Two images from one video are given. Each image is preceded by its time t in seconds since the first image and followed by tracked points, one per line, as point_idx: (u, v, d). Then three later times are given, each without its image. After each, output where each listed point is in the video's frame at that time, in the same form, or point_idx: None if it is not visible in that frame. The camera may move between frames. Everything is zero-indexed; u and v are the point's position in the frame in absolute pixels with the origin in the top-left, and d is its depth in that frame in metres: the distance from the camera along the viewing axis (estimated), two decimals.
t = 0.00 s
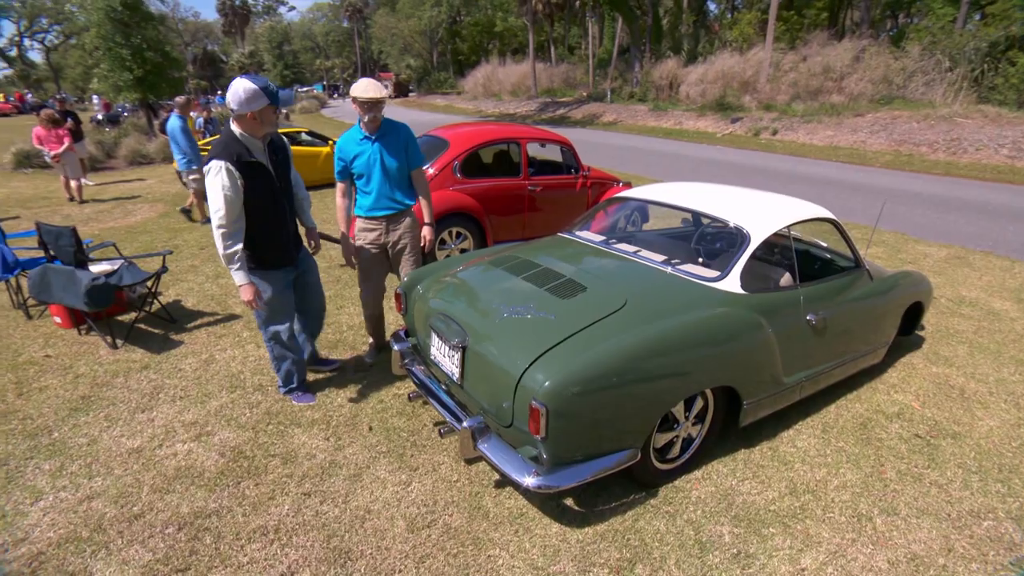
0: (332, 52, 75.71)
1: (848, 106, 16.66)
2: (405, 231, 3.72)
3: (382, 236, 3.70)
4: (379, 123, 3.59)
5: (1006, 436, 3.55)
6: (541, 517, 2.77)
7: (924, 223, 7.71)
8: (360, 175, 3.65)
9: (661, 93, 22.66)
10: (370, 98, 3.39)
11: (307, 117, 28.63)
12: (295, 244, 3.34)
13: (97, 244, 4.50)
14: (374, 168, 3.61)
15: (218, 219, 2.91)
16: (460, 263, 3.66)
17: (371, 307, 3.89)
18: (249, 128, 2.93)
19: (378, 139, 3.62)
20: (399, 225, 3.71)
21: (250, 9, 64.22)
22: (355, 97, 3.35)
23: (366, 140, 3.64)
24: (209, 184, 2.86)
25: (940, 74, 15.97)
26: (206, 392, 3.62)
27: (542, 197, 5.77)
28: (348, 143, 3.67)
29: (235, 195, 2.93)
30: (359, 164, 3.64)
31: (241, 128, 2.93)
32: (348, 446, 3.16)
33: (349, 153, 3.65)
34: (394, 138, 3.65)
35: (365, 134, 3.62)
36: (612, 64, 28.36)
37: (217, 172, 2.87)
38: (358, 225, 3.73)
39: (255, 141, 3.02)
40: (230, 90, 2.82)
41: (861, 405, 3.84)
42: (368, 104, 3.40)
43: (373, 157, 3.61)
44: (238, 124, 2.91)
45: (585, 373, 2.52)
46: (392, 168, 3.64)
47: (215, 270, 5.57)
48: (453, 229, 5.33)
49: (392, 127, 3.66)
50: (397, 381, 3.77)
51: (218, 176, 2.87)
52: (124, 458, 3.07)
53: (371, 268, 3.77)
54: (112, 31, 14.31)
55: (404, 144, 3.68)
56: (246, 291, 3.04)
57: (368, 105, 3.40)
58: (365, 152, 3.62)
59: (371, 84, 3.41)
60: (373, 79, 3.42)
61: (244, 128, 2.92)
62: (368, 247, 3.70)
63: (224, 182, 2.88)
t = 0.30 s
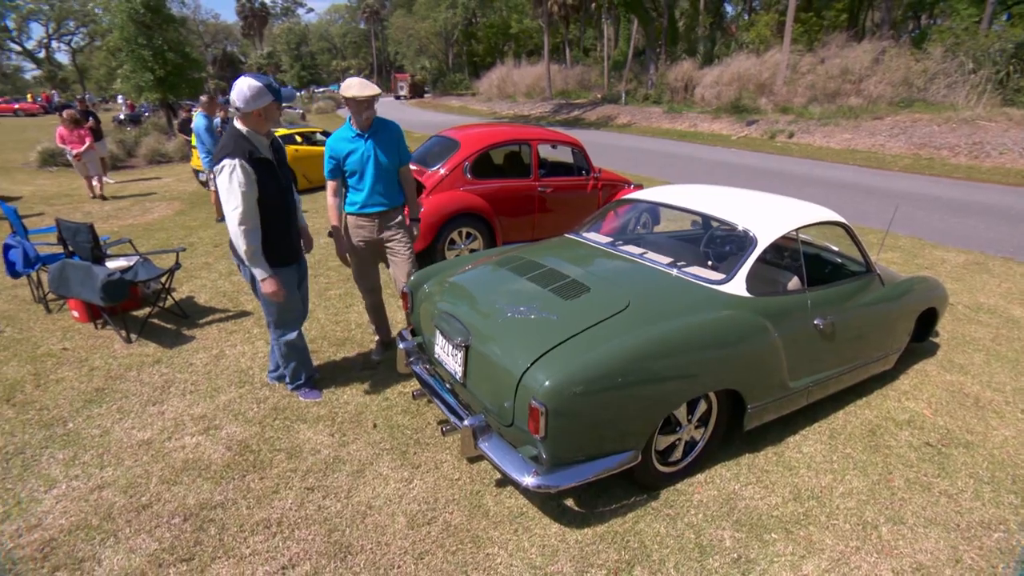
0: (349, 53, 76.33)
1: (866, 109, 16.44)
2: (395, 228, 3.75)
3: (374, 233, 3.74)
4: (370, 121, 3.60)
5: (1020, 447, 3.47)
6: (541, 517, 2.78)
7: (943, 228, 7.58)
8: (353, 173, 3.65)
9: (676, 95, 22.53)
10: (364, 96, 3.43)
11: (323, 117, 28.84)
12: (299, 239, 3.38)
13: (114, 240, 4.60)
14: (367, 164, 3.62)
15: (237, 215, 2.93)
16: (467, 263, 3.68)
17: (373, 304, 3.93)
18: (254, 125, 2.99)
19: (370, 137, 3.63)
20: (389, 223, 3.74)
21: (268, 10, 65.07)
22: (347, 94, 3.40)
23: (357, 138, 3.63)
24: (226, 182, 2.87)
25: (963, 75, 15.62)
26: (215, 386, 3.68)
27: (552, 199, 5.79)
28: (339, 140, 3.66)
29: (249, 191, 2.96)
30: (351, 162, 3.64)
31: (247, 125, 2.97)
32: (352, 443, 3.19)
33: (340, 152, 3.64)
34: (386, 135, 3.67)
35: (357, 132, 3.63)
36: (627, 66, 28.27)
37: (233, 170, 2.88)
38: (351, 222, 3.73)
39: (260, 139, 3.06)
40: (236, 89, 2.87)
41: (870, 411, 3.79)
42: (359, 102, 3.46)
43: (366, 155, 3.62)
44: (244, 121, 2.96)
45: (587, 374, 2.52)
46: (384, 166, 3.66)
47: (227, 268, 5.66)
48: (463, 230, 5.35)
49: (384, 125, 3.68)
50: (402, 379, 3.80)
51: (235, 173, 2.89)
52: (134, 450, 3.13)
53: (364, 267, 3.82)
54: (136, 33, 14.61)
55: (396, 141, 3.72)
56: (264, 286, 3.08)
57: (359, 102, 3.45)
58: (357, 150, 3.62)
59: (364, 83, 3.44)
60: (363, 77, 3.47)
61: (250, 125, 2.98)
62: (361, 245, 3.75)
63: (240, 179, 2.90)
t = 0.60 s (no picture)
0: (362, 53, 76.72)
1: (881, 111, 16.26)
2: (397, 227, 3.81)
3: (378, 232, 3.77)
4: (372, 121, 3.64)
5: None
6: (543, 516, 2.78)
7: (958, 232, 7.48)
8: (356, 173, 3.66)
9: (688, 96, 22.43)
10: (368, 96, 3.47)
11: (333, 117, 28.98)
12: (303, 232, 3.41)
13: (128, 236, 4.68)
14: (371, 164, 3.65)
15: (250, 203, 2.96)
16: (473, 262, 3.70)
17: (378, 303, 3.96)
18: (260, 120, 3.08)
19: (373, 137, 3.66)
20: (394, 223, 3.79)
21: (282, 11, 65.61)
22: (349, 95, 3.42)
23: (360, 138, 3.64)
24: (238, 170, 2.90)
25: (981, 77, 15.41)
26: (223, 382, 3.73)
27: (561, 199, 5.79)
28: (340, 141, 3.65)
29: (260, 180, 3.00)
30: (355, 161, 3.64)
31: (253, 118, 3.05)
32: (356, 440, 3.22)
33: (342, 151, 3.64)
34: (387, 135, 3.72)
35: (359, 132, 3.64)
36: (639, 67, 28.17)
37: (245, 158, 2.91)
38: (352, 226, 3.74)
39: (266, 132, 3.12)
40: (246, 86, 2.99)
41: (878, 416, 3.75)
42: (360, 103, 3.49)
43: (369, 155, 3.65)
44: (251, 114, 3.04)
45: (590, 373, 2.52)
46: (387, 164, 3.71)
47: (238, 265, 5.73)
48: (472, 230, 5.38)
49: (383, 126, 3.73)
50: (408, 378, 3.82)
51: (246, 161, 2.92)
52: (142, 443, 3.18)
53: (369, 267, 3.84)
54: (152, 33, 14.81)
55: (396, 141, 3.77)
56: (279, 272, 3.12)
57: (361, 103, 3.49)
58: (360, 150, 3.64)
59: (365, 83, 3.49)
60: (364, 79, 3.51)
61: (257, 118, 3.06)
62: (366, 245, 3.78)
63: (251, 167, 2.93)
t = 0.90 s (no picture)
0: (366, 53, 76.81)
1: (886, 109, 16.19)
2: (397, 226, 3.82)
3: (376, 232, 3.78)
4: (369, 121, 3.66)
5: None
6: (544, 515, 2.79)
7: (963, 230, 7.44)
8: (355, 173, 3.67)
9: (692, 95, 22.37)
10: (364, 97, 3.48)
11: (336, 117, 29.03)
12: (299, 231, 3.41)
13: (132, 236, 4.71)
14: (370, 164, 3.66)
15: (245, 195, 2.95)
16: (475, 261, 3.70)
17: (379, 301, 3.97)
18: (262, 117, 3.10)
19: (370, 137, 3.68)
20: (393, 222, 3.80)
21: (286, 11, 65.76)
22: (345, 96, 3.44)
23: (358, 138, 3.66)
24: (234, 163, 2.90)
25: (988, 75, 15.32)
26: (226, 380, 3.75)
27: (564, 198, 5.79)
28: (339, 141, 3.67)
29: (255, 174, 3.00)
30: (354, 161, 3.65)
31: (253, 117, 3.06)
32: (358, 438, 3.22)
33: (341, 152, 3.65)
34: (384, 135, 3.74)
35: (357, 132, 3.66)
36: (642, 66, 28.12)
37: (241, 151, 2.92)
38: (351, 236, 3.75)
39: (265, 131, 3.13)
40: (252, 87, 3.02)
41: (882, 415, 3.74)
42: (356, 104, 3.51)
43: (368, 155, 3.66)
44: (251, 113, 3.06)
45: (591, 372, 2.52)
46: (385, 164, 3.72)
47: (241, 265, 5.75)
48: (474, 229, 5.39)
49: (380, 126, 3.76)
50: (410, 376, 3.83)
51: (243, 154, 2.92)
52: (146, 441, 3.19)
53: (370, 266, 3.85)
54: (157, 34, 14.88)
55: (394, 140, 3.80)
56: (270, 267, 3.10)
57: (356, 104, 3.50)
58: (358, 149, 3.65)
59: (361, 84, 3.50)
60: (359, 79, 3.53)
61: (257, 118, 3.08)
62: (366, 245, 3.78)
63: (247, 161, 2.94)
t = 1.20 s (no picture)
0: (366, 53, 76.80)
1: (888, 108, 16.16)
2: (396, 224, 3.79)
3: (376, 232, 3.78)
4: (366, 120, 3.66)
5: None
6: (545, 514, 2.79)
7: (964, 229, 7.43)
8: (354, 172, 3.68)
9: (693, 94, 22.34)
10: (358, 96, 3.48)
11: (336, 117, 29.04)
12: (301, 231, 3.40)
13: (132, 236, 4.71)
14: (367, 163, 3.67)
15: (244, 197, 2.94)
16: (475, 260, 3.70)
17: (380, 301, 3.97)
18: (261, 118, 3.10)
19: (368, 136, 3.68)
20: (392, 221, 3.77)
21: (287, 11, 65.77)
22: (338, 99, 3.43)
23: (356, 137, 3.66)
24: (232, 164, 2.90)
25: (989, 73, 15.28)
26: (227, 379, 3.75)
27: (564, 197, 5.79)
28: (337, 140, 3.67)
29: (254, 175, 2.99)
30: (352, 160, 3.65)
31: (250, 116, 3.06)
32: (359, 438, 3.23)
33: (338, 151, 3.65)
34: (381, 133, 3.74)
35: (355, 131, 3.65)
36: (643, 66, 28.10)
37: (240, 152, 2.92)
38: (356, 212, 3.58)
39: (263, 131, 3.13)
40: (247, 85, 3.01)
41: (883, 414, 3.74)
42: (351, 104, 3.50)
43: (365, 154, 3.66)
44: (248, 113, 3.06)
45: (592, 371, 2.52)
46: (383, 162, 3.72)
47: (242, 264, 5.76)
48: (474, 228, 5.40)
49: (378, 124, 3.75)
50: (410, 376, 3.83)
51: (241, 155, 2.92)
52: (147, 440, 3.20)
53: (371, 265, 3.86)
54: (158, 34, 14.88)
55: (392, 138, 3.81)
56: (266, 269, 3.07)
57: (351, 105, 3.50)
58: (355, 148, 3.65)
59: (354, 84, 3.49)
60: (354, 79, 3.52)
61: (254, 117, 3.07)
62: (365, 245, 3.79)
63: (245, 162, 2.93)
